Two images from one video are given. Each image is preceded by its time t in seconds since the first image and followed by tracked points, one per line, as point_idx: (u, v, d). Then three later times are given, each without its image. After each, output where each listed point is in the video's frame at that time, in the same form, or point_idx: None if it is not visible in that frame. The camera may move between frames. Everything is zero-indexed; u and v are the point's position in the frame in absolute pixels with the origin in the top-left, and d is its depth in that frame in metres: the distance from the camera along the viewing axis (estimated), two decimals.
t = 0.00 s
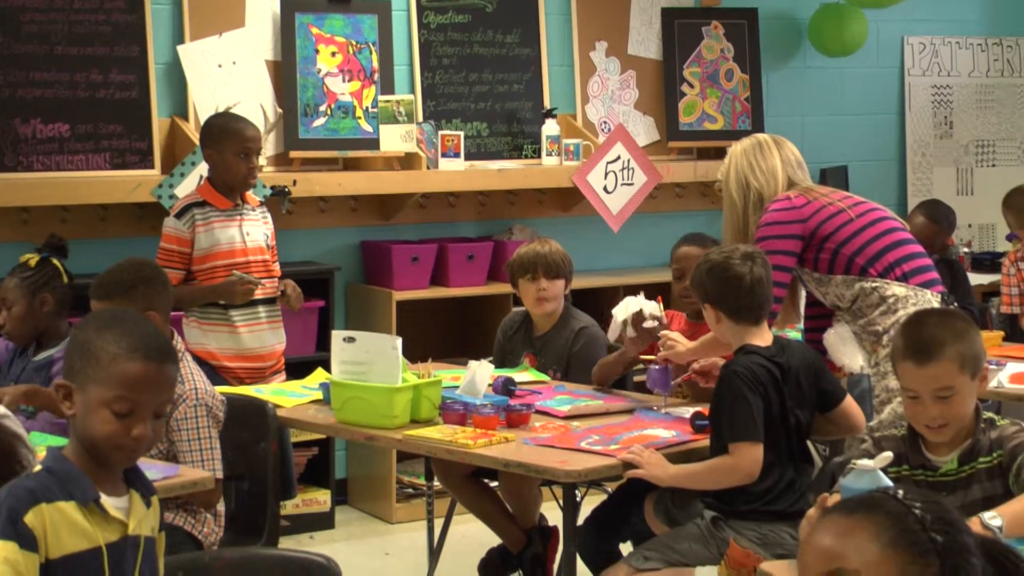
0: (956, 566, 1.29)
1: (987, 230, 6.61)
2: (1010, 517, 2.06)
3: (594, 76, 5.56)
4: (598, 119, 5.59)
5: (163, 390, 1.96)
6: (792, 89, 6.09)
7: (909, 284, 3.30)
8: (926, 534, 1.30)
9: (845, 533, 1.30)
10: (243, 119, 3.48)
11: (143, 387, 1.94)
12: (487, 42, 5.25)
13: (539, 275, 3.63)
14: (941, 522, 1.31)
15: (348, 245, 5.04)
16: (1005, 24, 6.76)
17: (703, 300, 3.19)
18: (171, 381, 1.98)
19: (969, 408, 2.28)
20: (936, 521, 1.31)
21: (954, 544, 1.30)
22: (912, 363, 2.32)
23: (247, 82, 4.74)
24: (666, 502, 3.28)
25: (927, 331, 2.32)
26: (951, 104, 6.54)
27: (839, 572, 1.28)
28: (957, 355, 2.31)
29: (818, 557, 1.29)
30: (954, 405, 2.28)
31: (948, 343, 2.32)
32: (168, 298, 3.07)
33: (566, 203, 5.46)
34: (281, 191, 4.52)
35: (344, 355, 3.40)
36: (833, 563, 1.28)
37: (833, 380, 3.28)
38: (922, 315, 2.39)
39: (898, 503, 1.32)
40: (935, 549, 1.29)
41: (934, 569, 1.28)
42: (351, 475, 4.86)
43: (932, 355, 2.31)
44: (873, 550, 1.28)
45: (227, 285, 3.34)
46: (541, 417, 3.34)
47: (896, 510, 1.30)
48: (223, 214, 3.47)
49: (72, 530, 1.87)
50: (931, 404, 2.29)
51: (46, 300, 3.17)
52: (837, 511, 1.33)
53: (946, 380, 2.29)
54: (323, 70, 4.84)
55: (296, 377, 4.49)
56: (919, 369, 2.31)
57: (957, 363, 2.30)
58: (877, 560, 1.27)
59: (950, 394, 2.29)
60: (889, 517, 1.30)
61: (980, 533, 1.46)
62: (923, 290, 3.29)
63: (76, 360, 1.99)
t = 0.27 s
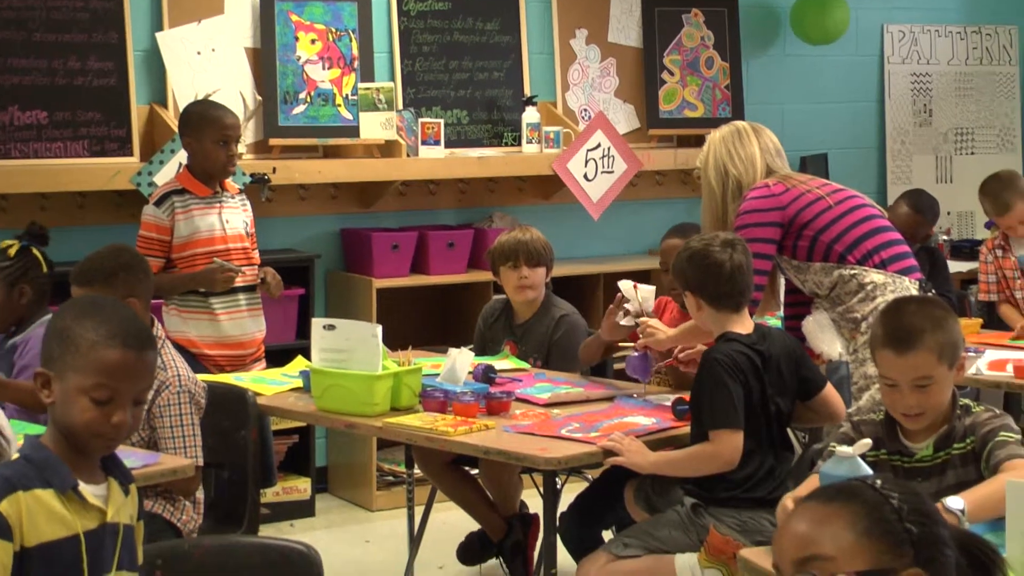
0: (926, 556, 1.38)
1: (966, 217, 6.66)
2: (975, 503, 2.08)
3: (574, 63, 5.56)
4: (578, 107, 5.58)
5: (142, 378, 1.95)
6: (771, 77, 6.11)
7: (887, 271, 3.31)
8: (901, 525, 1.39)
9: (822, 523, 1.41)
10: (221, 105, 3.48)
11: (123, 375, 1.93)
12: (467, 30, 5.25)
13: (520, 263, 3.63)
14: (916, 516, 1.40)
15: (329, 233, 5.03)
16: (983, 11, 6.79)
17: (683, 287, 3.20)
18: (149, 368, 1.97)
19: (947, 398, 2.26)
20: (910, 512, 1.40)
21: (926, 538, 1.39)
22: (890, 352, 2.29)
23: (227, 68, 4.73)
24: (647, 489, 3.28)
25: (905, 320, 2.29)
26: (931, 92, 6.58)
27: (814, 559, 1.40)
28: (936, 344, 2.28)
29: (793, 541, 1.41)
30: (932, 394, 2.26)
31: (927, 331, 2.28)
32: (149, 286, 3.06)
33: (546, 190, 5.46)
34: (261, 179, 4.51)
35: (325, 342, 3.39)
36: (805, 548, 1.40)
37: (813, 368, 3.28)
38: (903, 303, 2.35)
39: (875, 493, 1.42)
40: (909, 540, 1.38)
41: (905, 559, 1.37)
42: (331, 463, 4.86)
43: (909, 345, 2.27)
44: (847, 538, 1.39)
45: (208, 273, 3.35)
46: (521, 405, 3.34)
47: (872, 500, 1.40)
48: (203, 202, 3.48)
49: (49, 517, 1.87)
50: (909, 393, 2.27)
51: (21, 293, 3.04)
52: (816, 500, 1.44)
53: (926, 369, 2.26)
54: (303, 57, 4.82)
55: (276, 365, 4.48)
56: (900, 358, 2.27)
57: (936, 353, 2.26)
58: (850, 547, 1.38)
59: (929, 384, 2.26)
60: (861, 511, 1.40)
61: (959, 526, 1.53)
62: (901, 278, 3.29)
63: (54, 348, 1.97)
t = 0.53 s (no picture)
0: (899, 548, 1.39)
1: (945, 205, 6.75)
2: (946, 490, 2.10)
3: (554, 51, 5.56)
4: (559, 95, 5.58)
5: (120, 366, 1.94)
6: (752, 65, 6.12)
7: (866, 259, 3.32)
8: (873, 519, 1.40)
9: (794, 514, 1.42)
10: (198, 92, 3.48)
11: (99, 363, 1.92)
12: (447, 17, 5.24)
13: (500, 250, 3.63)
14: (891, 510, 1.41)
15: (308, 221, 5.02)
16: None
17: (663, 276, 3.19)
18: (126, 356, 1.96)
19: (919, 386, 2.28)
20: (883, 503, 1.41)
21: (901, 531, 1.39)
22: (864, 340, 2.30)
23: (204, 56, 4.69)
24: (627, 477, 3.29)
25: (880, 308, 2.30)
26: (910, 80, 6.66)
27: (785, 548, 1.42)
28: (909, 333, 2.29)
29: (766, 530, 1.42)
30: (904, 382, 2.27)
31: (900, 320, 2.30)
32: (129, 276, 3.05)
33: (526, 178, 5.47)
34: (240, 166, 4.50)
35: (305, 331, 3.38)
36: (776, 537, 1.42)
37: (793, 356, 3.28)
38: (878, 292, 2.37)
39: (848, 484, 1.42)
40: (881, 532, 1.39)
41: (876, 549, 1.38)
42: (311, 452, 4.86)
43: (883, 333, 2.29)
44: (818, 529, 1.40)
45: (188, 259, 3.38)
46: (501, 393, 3.34)
47: (845, 493, 1.41)
48: (181, 189, 3.54)
49: (27, 507, 1.86)
50: (881, 381, 2.28)
51: None
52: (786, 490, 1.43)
53: (899, 357, 2.28)
54: (282, 45, 4.81)
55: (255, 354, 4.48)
56: (873, 346, 2.29)
57: (910, 341, 2.28)
58: (822, 538, 1.39)
59: (901, 371, 2.27)
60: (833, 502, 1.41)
61: (931, 519, 1.53)
62: (880, 266, 3.31)
63: (30, 338, 1.96)
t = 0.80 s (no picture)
0: (870, 534, 1.39)
1: (923, 196, 6.77)
2: (924, 486, 2.10)
3: (534, 41, 5.56)
4: (538, 85, 5.58)
5: (97, 357, 1.94)
6: (731, 57, 6.14)
7: (846, 250, 3.32)
8: (844, 507, 1.39)
9: (765, 504, 1.41)
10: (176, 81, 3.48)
11: (75, 354, 1.91)
12: (426, 8, 5.23)
13: (479, 241, 3.63)
14: (863, 498, 1.40)
15: (287, 212, 5.02)
16: None
17: (641, 267, 3.20)
18: (102, 347, 1.96)
19: (890, 376, 2.28)
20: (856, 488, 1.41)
21: (872, 517, 1.40)
22: (834, 332, 2.29)
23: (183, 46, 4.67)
24: (607, 468, 3.29)
25: (851, 300, 2.29)
26: (888, 70, 6.71)
27: (755, 536, 1.40)
28: (880, 323, 2.28)
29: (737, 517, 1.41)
30: (875, 373, 2.28)
31: (871, 311, 2.29)
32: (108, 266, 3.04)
33: (506, 169, 5.47)
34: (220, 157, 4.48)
35: (284, 322, 3.37)
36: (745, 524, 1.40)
37: (773, 346, 3.29)
38: (848, 282, 2.36)
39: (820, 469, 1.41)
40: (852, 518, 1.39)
41: (846, 536, 1.38)
42: (291, 443, 4.85)
43: (853, 325, 2.28)
44: (788, 518, 1.39)
45: (172, 246, 3.44)
46: (480, 383, 3.35)
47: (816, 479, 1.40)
48: (158, 178, 3.63)
49: (3, 497, 1.85)
50: (852, 372, 2.28)
51: None
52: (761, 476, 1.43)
53: (869, 348, 2.27)
54: (261, 34, 4.77)
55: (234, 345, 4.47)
56: (844, 337, 2.28)
57: (880, 332, 2.27)
58: (793, 527, 1.38)
59: (871, 362, 2.27)
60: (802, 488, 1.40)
61: (904, 507, 1.53)
62: (860, 257, 3.31)
63: (4, 329, 1.95)
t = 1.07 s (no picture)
0: (816, 528, 1.47)
1: (901, 186, 6.81)
2: (900, 478, 2.11)
3: (513, 32, 5.55)
4: (516, 75, 5.58)
5: (72, 347, 1.93)
6: (710, 48, 6.16)
7: (823, 240, 3.33)
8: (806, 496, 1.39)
9: (710, 502, 1.48)
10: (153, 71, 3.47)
11: (52, 343, 1.90)
12: None
13: (457, 232, 3.63)
14: (807, 493, 1.48)
15: (265, 202, 5.00)
16: None
17: (619, 259, 3.20)
18: (78, 336, 1.95)
19: (858, 368, 2.29)
20: (798, 481, 1.49)
21: (818, 513, 1.48)
22: (799, 324, 2.32)
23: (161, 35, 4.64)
24: (586, 458, 3.29)
25: (818, 292, 2.31)
26: (867, 61, 6.72)
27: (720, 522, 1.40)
28: (845, 315, 2.30)
29: (684, 514, 1.48)
30: (841, 365, 2.28)
31: (836, 303, 2.31)
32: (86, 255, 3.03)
33: (485, 159, 5.47)
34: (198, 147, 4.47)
35: (262, 312, 3.36)
36: (690, 523, 1.48)
37: (752, 337, 3.29)
38: (816, 275, 2.38)
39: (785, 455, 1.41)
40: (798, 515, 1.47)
41: (791, 532, 1.46)
42: (269, 433, 4.84)
43: (817, 316, 2.30)
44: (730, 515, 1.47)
45: (155, 234, 3.47)
46: (458, 374, 3.34)
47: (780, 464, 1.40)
48: (135, 168, 3.66)
49: None
50: (818, 363, 2.29)
51: None
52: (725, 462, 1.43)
53: (834, 340, 2.29)
54: (238, 24, 4.76)
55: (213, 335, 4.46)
56: (808, 329, 2.30)
57: (845, 323, 2.29)
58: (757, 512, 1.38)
59: (837, 354, 2.28)
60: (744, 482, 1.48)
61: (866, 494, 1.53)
62: (837, 247, 3.31)
63: None
